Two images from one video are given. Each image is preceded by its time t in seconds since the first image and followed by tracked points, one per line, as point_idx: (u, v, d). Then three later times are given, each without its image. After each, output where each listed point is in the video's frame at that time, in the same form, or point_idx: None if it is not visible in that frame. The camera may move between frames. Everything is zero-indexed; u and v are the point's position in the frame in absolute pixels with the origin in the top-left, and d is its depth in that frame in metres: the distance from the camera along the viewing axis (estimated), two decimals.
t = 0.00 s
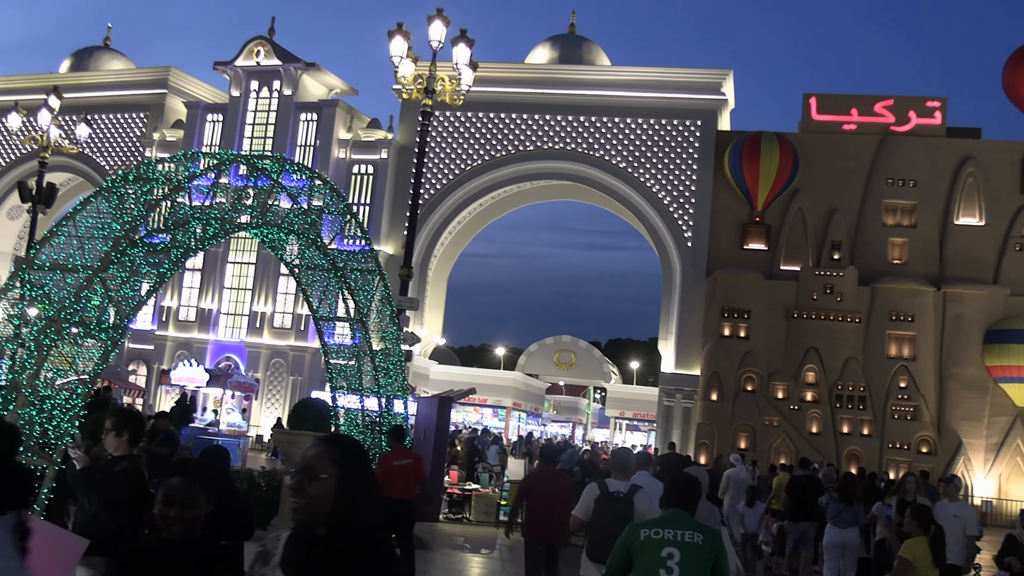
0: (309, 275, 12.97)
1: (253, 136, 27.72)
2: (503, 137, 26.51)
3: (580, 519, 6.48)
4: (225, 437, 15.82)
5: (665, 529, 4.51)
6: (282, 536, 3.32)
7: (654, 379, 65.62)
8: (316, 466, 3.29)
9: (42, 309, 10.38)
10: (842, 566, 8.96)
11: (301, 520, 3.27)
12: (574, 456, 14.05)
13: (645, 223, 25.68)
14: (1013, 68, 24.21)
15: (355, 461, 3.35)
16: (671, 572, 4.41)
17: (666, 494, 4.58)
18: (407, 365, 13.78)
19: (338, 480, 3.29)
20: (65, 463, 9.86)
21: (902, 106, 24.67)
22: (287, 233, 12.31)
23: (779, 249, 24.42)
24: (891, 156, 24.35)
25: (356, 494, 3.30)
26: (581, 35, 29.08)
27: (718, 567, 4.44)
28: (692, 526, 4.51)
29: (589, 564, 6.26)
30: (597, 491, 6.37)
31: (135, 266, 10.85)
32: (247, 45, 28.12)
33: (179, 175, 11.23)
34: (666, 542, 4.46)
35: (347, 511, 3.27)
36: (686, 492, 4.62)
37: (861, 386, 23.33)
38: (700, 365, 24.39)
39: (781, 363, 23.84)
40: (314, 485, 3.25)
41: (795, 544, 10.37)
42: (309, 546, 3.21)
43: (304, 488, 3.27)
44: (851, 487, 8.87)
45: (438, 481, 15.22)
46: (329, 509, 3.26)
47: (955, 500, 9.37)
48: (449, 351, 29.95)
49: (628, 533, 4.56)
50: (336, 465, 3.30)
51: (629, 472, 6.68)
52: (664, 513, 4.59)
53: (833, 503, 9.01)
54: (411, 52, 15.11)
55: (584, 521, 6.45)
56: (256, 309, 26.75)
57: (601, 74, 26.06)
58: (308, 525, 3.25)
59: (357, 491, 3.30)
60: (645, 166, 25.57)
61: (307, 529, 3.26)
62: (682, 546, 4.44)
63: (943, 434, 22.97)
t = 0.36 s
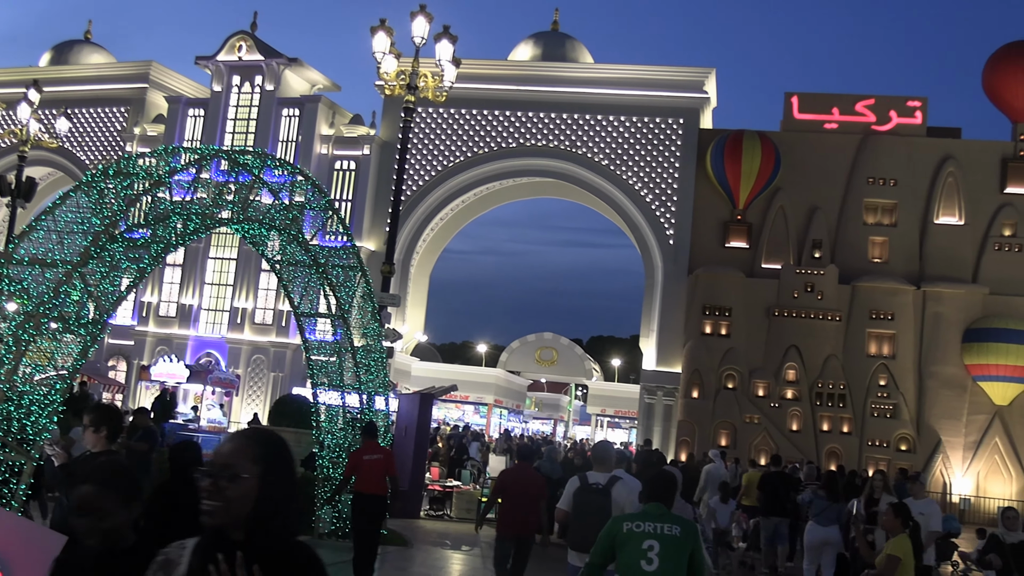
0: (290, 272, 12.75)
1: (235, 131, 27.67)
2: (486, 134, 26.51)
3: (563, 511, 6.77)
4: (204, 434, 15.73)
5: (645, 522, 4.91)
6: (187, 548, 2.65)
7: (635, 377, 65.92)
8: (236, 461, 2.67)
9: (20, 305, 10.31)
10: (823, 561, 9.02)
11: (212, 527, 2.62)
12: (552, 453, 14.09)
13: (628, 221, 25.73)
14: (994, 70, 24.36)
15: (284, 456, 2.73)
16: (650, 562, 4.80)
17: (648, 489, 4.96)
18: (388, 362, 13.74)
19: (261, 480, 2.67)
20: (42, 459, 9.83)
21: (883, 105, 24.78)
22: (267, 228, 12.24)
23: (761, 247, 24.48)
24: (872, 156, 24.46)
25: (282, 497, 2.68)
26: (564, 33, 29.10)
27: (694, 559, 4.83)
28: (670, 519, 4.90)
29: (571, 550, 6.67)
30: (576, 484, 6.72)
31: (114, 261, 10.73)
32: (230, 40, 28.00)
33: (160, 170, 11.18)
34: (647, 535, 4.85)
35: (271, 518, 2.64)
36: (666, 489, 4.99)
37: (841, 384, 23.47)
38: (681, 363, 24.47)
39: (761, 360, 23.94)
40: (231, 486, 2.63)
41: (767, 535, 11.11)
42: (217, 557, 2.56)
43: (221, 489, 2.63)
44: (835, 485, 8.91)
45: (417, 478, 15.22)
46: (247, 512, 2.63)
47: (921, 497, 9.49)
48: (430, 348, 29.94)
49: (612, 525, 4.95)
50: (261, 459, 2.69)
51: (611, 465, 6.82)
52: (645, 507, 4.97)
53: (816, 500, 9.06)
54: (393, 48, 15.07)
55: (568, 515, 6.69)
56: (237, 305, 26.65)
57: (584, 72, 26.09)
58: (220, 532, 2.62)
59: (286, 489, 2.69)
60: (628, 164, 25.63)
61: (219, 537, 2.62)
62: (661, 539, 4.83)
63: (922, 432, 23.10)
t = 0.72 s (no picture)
0: (281, 270, 12.68)
1: (225, 129, 27.60)
2: (477, 132, 26.51)
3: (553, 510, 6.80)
4: (196, 433, 15.70)
5: (638, 515, 4.92)
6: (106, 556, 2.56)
7: (627, 376, 66.01)
8: (145, 471, 2.49)
9: (10, 304, 10.22)
10: (810, 556, 9.04)
11: (118, 542, 2.47)
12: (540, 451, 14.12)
13: (619, 220, 25.76)
14: (983, 68, 24.44)
15: (193, 453, 2.55)
16: (641, 553, 4.81)
17: (638, 485, 4.99)
18: (379, 361, 13.75)
19: (174, 489, 2.50)
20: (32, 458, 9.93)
21: (874, 104, 24.85)
22: (259, 228, 12.11)
23: (752, 245, 24.50)
24: (862, 154, 24.53)
25: (197, 503, 2.53)
26: (555, 31, 29.11)
27: (684, 551, 4.83)
28: (661, 513, 4.90)
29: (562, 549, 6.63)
30: (564, 483, 6.73)
31: (105, 259, 10.74)
32: (220, 38, 27.93)
33: (151, 168, 11.06)
34: (637, 528, 4.87)
35: (185, 525, 2.50)
36: (656, 485, 5.02)
37: (832, 382, 23.50)
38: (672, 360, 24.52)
39: (753, 358, 23.99)
40: (138, 499, 2.46)
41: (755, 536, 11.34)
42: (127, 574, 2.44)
43: (125, 501, 2.47)
44: (816, 483, 8.94)
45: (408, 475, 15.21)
46: (158, 525, 2.47)
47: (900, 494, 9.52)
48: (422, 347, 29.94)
49: (605, 520, 4.97)
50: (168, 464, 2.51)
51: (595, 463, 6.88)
52: (637, 502, 4.99)
53: (800, 496, 9.11)
54: (385, 46, 15.06)
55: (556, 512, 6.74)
56: (228, 303, 26.62)
57: (575, 70, 26.10)
58: (128, 549, 2.48)
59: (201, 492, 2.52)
60: (619, 162, 25.64)
61: (126, 553, 2.49)
62: (652, 531, 4.84)
63: (912, 429, 23.17)
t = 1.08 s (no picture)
0: (267, 274, 12.61)
1: (212, 132, 27.53)
2: (463, 136, 26.53)
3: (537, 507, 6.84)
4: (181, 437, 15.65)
5: (628, 513, 4.98)
6: None
7: (614, 380, 66.08)
8: (10, 478, 2.80)
9: None
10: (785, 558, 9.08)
11: None
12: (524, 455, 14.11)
13: (606, 224, 25.82)
14: (969, 73, 24.55)
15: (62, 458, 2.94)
16: (632, 548, 4.87)
17: (628, 484, 5.06)
18: (366, 364, 13.71)
19: (45, 499, 2.85)
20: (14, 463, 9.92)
21: (860, 109, 24.95)
22: (245, 231, 12.09)
23: (738, 249, 24.58)
24: (848, 159, 24.64)
25: (65, 511, 2.92)
26: (543, 35, 29.16)
27: (672, 548, 4.91)
28: (649, 510, 4.98)
29: (549, 545, 6.71)
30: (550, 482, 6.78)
31: (90, 263, 10.62)
32: (207, 40, 27.86)
33: (137, 170, 11.03)
34: (627, 525, 4.94)
35: (53, 535, 2.87)
36: (646, 486, 5.07)
37: (818, 385, 23.58)
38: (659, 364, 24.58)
39: (739, 362, 24.05)
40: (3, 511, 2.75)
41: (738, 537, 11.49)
42: None
43: None
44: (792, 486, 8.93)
45: (395, 479, 15.17)
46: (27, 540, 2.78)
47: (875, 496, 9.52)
48: (408, 350, 29.90)
49: (598, 518, 5.04)
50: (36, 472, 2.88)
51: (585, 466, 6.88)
52: (628, 502, 5.05)
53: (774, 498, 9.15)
54: (372, 49, 15.06)
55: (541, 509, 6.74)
56: (214, 307, 26.54)
57: (563, 73, 26.14)
58: None
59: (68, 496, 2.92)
60: (606, 166, 25.69)
61: None
62: (642, 527, 4.91)
63: (898, 432, 23.26)
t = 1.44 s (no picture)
0: (254, 275, 12.62)
1: (198, 134, 27.44)
2: (451, 137, 26.53)
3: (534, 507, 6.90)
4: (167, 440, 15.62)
5: (614, 512, 5.20)
6: None
7: (602, 380, 66.11)
8: None
9: None
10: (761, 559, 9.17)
11: None
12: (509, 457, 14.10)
13: (594, 225, 25.84)
14: (955, 74, 24.63)
15: None
16: (620, 545, 5.10)
17: (612, 486, 5.27)
18: (353, 366, 13.71)
19: None
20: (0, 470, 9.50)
21: (846, 110, 25.04)
22: (231, 233, 12.05)
23: (726, 250, 24.63)
24: (835, 160, 24.71)
25: None
26: (530, 36, 29.18)
27: (657, 546, 5.16)
28: (634, 509, 5.21)
29: (545, 544, 6.77)
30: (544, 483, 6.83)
31: (75, 265, 10.51)
32: (194, 42, 27.75)
33: (123, 172, 10.91)
34: (615, 524, 5.16)
35: None
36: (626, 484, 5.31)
37: (805, 386, 23.66)
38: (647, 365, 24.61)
39: (727, 362, 24.13)
40: None
41: (718, 533, 11.85)
42: None
43: None
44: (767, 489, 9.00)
45: (382, 481, 15.17)
46: None
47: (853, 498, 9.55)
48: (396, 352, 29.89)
49: (585, 517, 5.24)
50: None
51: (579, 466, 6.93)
52: (613, 501, 5.26)
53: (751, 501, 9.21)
54: (359, 50, 15.05)
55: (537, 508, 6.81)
56: (201, 309, 26.47)
57: (550, 74, 26.14)
58: None
59: None
60: (594, 167, 25.71)
61: None
62: (629, 526, 5.14)
63: (885, 432, 23.35)
